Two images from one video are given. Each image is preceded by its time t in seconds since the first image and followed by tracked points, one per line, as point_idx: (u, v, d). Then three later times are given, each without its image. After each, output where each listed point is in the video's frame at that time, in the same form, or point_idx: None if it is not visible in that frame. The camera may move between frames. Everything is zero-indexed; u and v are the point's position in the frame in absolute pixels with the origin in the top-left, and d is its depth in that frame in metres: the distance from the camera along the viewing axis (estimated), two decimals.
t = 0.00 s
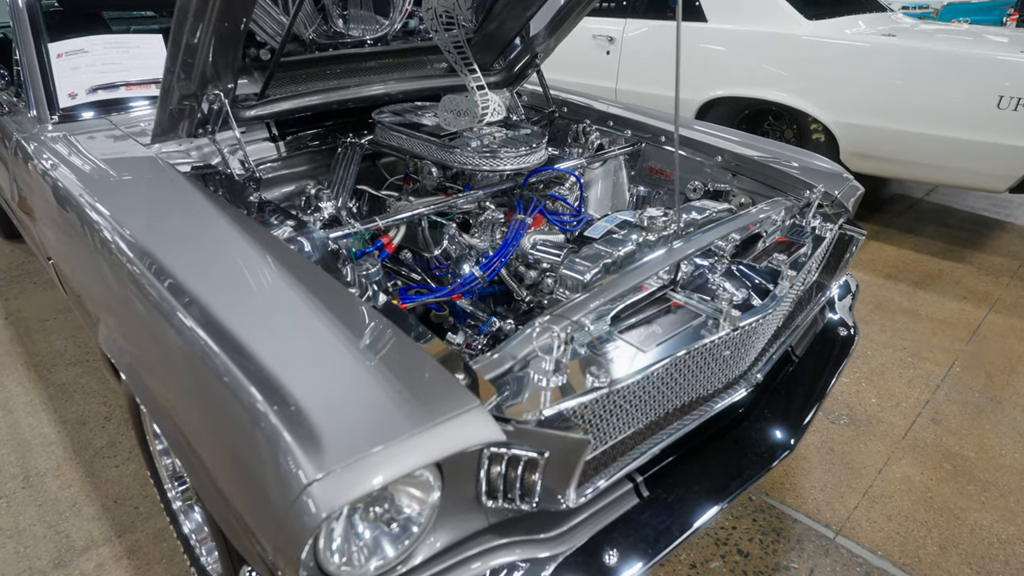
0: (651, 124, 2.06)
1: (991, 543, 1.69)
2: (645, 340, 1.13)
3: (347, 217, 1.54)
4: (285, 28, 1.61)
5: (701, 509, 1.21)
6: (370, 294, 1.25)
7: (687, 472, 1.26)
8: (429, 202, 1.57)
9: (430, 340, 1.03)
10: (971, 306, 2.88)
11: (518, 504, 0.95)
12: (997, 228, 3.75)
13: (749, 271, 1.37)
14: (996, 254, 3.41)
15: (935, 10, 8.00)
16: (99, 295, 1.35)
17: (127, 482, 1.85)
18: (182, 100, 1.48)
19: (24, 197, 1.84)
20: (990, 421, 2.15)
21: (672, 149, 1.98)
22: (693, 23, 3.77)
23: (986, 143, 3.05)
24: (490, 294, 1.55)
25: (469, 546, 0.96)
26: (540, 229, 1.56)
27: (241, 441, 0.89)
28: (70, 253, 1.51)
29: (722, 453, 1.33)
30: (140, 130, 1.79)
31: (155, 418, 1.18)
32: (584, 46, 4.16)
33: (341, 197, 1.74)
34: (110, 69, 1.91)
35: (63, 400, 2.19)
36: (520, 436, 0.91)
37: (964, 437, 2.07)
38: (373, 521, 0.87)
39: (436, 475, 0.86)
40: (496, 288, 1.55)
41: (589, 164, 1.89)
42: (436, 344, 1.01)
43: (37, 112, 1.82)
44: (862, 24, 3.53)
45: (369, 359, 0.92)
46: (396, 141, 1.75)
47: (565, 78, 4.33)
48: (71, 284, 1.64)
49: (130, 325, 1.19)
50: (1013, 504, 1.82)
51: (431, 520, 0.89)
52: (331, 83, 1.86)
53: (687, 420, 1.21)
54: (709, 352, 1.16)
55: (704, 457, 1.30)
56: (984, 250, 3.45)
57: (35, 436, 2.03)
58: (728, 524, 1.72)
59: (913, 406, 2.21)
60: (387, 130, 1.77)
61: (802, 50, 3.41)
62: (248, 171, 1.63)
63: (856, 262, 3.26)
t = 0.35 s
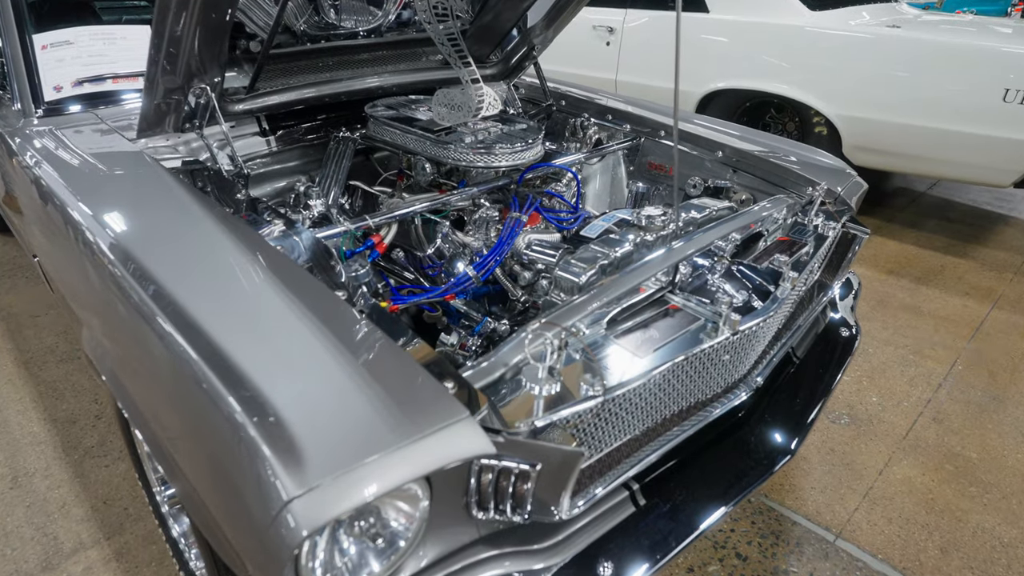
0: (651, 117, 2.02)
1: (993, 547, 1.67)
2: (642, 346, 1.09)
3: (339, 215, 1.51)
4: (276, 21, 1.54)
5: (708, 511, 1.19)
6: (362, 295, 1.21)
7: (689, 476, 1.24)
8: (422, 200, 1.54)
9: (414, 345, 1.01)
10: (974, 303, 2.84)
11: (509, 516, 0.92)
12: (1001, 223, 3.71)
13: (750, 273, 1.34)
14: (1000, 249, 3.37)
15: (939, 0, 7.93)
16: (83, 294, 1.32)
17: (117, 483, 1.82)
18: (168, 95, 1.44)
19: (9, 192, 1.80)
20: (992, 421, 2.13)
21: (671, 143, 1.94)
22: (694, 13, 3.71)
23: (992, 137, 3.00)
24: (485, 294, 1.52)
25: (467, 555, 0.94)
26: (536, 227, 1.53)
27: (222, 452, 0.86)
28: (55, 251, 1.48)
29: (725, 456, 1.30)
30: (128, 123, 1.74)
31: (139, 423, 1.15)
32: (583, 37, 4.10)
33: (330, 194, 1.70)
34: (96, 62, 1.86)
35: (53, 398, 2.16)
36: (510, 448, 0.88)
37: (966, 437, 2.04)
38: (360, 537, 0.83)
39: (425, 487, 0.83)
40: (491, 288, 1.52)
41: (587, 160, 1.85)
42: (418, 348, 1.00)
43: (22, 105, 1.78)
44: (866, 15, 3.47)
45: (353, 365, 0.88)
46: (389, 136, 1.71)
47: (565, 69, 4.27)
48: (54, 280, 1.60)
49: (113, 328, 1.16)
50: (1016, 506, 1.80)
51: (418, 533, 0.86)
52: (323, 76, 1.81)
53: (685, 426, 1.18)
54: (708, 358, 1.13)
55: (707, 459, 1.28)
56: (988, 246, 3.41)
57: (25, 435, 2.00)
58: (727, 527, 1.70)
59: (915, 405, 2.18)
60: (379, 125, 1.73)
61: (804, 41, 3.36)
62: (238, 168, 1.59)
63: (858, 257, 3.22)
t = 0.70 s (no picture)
0: (648, 116, 1.98)
1: (995, 555, 1.64)
2: (638, 357, 1.06)
3: (328, 219, 1.47)
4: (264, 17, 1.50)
5: (714, 519, 1.17)
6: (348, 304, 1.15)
7: (691, 486, 1.21)
8: (413, 203, 1.50)
9: (396, 352, 1.01)
10: (976, 302, 2.81)
11: (499, 536, 0.89)
12: (1003, 220, 3.67)
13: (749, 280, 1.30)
14: (1002, 247, 3.34)
15: None
16: (64, 299, 1.28)
17: (105, 489, 1.79)
18: (152, 94, 1.40)
19: None
20: (994, 423, 2.10)
21: (669, 142, 1.90)
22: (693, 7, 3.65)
23: (995, 134, 2.96)
24: (478, 298, 1.48)
25: None
26: (530, 230, 1.50)
27: (203, 472, 0.84)
28: (36, 256, 1.43)
29: (727, 465, 1.28)
30: (114, 122, 1.70)
31: (127, 432, 1.14)
32: (582, 31, 4.05)
33: (320, 195, 1.66)
34: (81, 59, 1.82)
35: (42, 400, 2.13)
36: (500, 468, 0.85)
37: (968, 440, 2.02)
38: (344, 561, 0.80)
39: (412, 508, 0.80)
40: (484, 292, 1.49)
41: (584, 160, 1.82)
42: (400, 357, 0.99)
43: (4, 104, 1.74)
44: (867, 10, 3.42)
45: (335, 380, 0.85)
46: (381, 136, 1.67)
47: (563, 64, 4.22)
48: (36, 283, 1.56)
49: (95, 336, 1.13)
50: (1018, 512, 1.77)
51: (405, 555, 0.83)
52: (314, 74, 1.77)
53: (682, 439, 1.14)
54: (705, 369, 1.10)
55: (708, 469, 1.25)
56: (990, 243, 3.37)
57: (12, 439, 1.97)
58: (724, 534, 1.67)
59: (916, 408, 2.15)
60: (371, 125, 1.69)
61: (805, 36, 3.31)
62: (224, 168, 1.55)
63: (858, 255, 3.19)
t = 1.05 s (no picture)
0: (645, 120, 1.95)
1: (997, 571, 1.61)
2: (633, 376, 1.03)
3: (316, 230, 1.44)
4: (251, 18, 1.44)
5: (722, 531, 1.18)
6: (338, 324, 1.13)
7: (695, 502, 1.20)
8: (403, 211, 1.46)
9: (376, 368, 1.05)
10: (976, 307, 2.78)
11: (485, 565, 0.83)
12: (1003, 222, 3.64)
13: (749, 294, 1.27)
14: (1002, 251, 3.30)
15: None
16: (39, 311, 1.24)
17: (90, 501, 1.75)
18: (134, 98, 1.35)
19: None
20: (996, 433, 2.07)
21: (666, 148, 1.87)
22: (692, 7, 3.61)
23: (996, 137, 2.93)
24: (470, 309, 1.45)
25: None
26: (523, 240, 1.46)
27: (176, 501, 0.80)
28: (12, 263, 1.38)
29: (729, 482, 1.26)
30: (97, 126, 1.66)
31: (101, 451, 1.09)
32: (579, 30, 4.01)
33: (309, 201, 1.61)
34: (64, 62, 1.78)
35: (27, 408, 2.09)
36: (489, 498, 0.81)
37: (969, 450, 1.99)
38: None
39: (398, 543, 0.77)
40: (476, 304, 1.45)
41: (581, 166, 1.78)
42: (378, 373, 1.04)
43: None
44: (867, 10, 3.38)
45: (316, 406, 0.81)
46: (370, 142, 1.63)
47: (560, 63, 4.18)
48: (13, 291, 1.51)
49: (69, 352, 1.09)
50: (1020, 525, 1.74)
51: None
52: (302, 77, 1.73)
53: (680, 459, 1.11)
54: (703, 388, 1.07)
55: (710, 484, 1.23)
56: (990, 247, 3.34)
57: None
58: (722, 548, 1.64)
59: (916, 417, 2.12)
60: (361, 130, 1.65)
61: (804, 37, 3.27)
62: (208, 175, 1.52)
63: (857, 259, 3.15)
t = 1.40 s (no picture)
0: (641, 125, 1.92)
1: None
2: (627, 397, 0.99)
3: (302, 241, 1.41)
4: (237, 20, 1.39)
5: (730, 543, 1.16)
6: (323, 339, 1.10)
7: (695, 518, 1.18)
8: (393, 221, 1.43)
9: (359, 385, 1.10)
10: (976, 314, 2.75)
11: None
12: (1003, 227, 3.61)
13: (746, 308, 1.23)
14: (1002, 256, 3.28)
15: None
16: (14, 323, 1.20)
17: (74, 512, 1.71)
18: (116, 104, 1.31)
19: None
20: (996, 444, 2.04)
21: (662, 154, 1.84)
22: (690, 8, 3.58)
23: (996, 142, 2.89)
24: (461, 321, 1.41)
25: None
26: (516, 251, 1.43)
27: (146, 532, 0.77)
28: None
29: (728, 499, 1.23)
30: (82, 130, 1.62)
31: (73, 471, 1.05)
32: (577, 31, 3.97)
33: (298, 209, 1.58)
34: (49, 64, 1.74)
35: (13, 415, 2.05)
36: (473, 528, 0.77)
37: (969, 462, 1.96)
38: None
39: None
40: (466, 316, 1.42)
41: (576, 173, 1.75)
42: (363, 388, 1.11)
43: None
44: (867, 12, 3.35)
45: (294, 432, 0.77)
46: (361, 148, 1.60)
47: (558, 65, 4.14)
48: None
49: (43, 367, 1.05)
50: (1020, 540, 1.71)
51: None
52: (292, 81, 1.69)
53: (676, 480, 1.08)
54: (698, 407, 1.04)
55: (709, 500, 1.21)
56: (990, 252, 3.31)
57: None
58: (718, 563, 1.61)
59: (915, 427, 2.09)
60: (351, 136, 1.61)
61: (802, 39, 3.24)
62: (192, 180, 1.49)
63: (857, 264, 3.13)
